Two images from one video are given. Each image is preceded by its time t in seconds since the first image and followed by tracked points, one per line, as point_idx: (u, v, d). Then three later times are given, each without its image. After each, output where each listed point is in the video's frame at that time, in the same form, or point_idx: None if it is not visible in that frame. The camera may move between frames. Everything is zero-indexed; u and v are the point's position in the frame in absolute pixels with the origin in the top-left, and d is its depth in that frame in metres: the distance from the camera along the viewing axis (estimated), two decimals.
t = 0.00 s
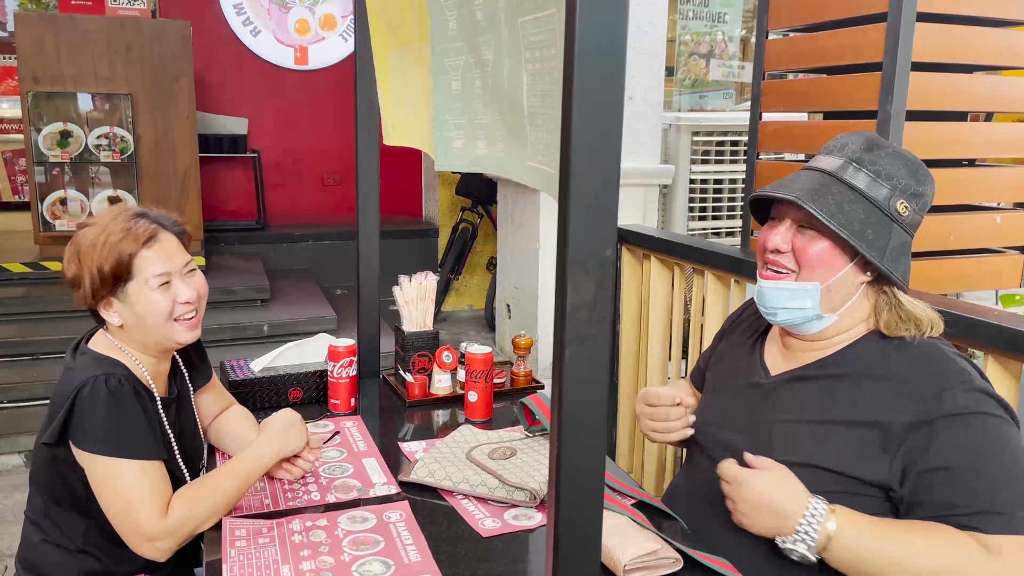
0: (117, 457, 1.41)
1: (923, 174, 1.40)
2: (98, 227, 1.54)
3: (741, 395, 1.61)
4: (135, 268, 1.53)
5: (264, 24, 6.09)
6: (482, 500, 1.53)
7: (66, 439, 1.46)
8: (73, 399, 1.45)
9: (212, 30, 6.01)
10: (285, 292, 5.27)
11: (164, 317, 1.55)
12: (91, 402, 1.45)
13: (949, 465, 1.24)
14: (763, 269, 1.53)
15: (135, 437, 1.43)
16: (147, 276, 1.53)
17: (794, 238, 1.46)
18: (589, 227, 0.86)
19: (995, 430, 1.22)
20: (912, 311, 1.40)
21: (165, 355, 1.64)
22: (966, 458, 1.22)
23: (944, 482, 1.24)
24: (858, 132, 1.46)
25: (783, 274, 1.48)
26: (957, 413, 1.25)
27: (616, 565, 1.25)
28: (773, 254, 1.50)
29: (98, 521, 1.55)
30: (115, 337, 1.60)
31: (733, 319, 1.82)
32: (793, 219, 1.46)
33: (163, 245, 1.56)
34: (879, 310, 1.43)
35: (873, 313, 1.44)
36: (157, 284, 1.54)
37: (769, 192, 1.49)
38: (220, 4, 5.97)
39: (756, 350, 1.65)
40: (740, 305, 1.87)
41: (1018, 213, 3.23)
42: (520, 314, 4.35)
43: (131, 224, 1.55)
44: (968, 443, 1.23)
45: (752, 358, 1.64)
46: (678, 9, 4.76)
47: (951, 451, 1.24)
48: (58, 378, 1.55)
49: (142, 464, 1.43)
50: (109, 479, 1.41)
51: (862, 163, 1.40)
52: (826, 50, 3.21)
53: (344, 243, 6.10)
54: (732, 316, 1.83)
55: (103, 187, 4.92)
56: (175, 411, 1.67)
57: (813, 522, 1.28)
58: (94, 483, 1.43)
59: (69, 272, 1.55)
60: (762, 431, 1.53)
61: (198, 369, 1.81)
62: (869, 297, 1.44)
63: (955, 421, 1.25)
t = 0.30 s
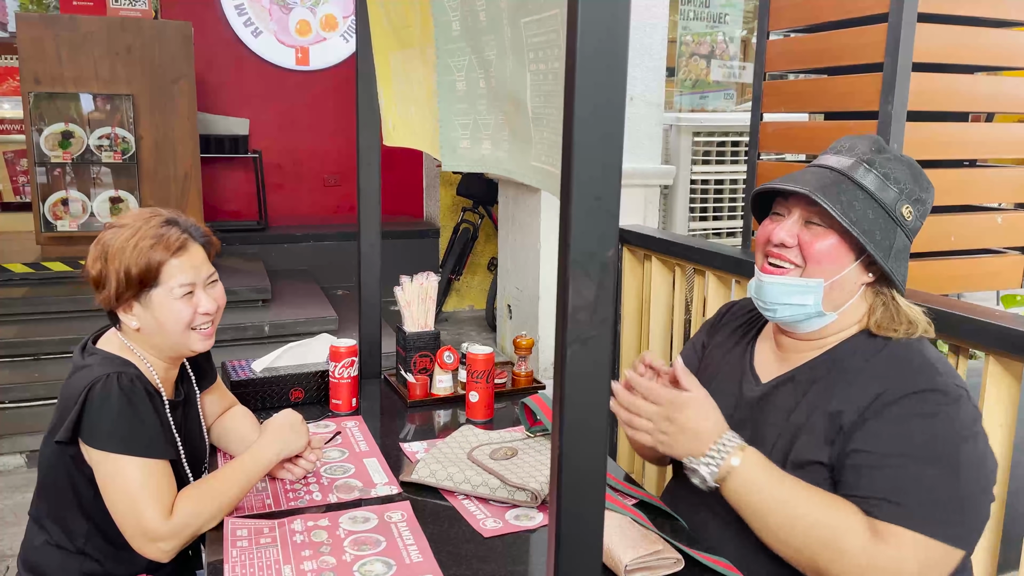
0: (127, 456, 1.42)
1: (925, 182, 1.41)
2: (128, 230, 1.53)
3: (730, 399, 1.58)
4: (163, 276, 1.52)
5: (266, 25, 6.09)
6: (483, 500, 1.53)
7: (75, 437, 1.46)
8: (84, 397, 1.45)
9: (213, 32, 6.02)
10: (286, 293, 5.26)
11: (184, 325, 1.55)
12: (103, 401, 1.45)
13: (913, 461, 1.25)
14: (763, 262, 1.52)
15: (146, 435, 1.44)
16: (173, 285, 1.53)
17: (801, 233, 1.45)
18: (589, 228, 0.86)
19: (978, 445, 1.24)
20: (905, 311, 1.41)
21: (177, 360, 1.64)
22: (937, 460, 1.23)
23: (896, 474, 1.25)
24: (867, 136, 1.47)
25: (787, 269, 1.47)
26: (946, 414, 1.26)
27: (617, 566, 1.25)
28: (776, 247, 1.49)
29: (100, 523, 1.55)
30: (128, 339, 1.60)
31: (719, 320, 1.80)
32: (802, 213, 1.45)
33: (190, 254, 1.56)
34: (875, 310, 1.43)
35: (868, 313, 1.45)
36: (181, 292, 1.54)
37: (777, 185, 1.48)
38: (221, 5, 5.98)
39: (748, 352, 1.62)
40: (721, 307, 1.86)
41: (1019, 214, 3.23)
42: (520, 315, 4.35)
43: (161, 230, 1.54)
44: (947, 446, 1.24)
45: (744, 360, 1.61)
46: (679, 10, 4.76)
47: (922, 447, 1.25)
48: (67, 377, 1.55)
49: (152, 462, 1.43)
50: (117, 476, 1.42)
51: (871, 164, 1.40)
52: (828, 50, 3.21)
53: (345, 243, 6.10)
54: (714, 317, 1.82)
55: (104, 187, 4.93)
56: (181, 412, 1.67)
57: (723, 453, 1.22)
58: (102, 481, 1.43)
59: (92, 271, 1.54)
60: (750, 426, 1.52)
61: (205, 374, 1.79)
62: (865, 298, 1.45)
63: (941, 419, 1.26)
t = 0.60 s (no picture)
0: (130, 455, 1.42)
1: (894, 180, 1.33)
2: (132, 231, 1.53)
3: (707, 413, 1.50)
4: (168, 277, 1.52)
5: (266, 25, 6.09)
6: (483, 500, 1.53)
7: (79, 436, 1.46)
8: (87, 396, 1.45)
9: (214, 32, 6.02)
10: (287, 293, 5.26)
11: (189, 326, 1.55)
12: (107, 400, 1.45)
13: (870, 474, 1.18)
14: (731, 270, 1.43)
15: (150, 434, 1.44)
16: (178, 287, 1.53)
17: (768, 238, 1.36)
18: (590, 228, 0.86)
19: (940, 454, 1.18)
20: (873, 315, 1.34)
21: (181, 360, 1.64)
22: (894, 472, 1.17)
23: (852, 488, 1.19)
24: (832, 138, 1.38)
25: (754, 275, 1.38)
26: (902, 424, 1.20)
27: (618, 566, 1.25)
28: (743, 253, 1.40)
29: (102, 523, 1.55)
30: (132, 339, 1.60)
31: (698, 324, 1.70)
32: (768, 218, 1.35)
33: (195, 255, 1.56)
34: (846, 316, 1.35)
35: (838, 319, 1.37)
36: (186, 294, 1.53)
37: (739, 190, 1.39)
38: (222, 5, 5.98)
39: (722, 364, 1.53)
40: (700, 307, 1.77)
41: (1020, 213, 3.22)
42: (521, 314, 4.35)
43: (166, 231, 1.54)
44: (906, 458, 1.17)
45: (720, 373, 1.52)
46: (680, 10, 4.76)
47: (880, 460, 1.18)
48: (71, 375, 1.55)
49: (156, 462, 1.43)
50: (121, 475, 1.42)
51: (835, 166, 1.31)
52: (829, 50, 3.21)
53: (346, 243, 6.10)
54: (692, 319, 1.73)
55: (105, 187, 4.93)
56: (185, 413, 1.67)
57: (650, 496, 1.33)
58: (105, 481, 1.43)
59: (95, 272, 1.54)
60: (721, 437, 1.46)
61: (208, 373, 1.79)
62: (835, 303, 1.37)
63: (898, 430, 1.19)
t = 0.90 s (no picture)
0: (128, 455, 1.42)
1: (870, 175, 1.34)
2: (125, 230, 1.53)
3: (706, 419, 1.51)
4: (162, 277, 1.52)
5: (267, 24, 6.09)
6: (484, 499, 1.54)
7: (76, 436, 1.46)
8: (83, 396, 1.45)
9: (215, 31, 6.03)
10: (288, 292, 5.27)
11: (183, 324, 1.55)
12: (103, 400, 1.45)
13: (876, 480, 1.18)
14: (722, 286, 1.44)
15: (148, 434, 1.44)
16: (172, 286, 1.53)
17: (753, 253, 1.37)
18: (589, 228, 0.86)
19: (943, 456, 1.18)
20: (867, 314, 1.34)
21: (175, 358, 1.64)
22: (900, 477, 1.17)
23: (860, 495, 1.19)
24: (803, 139, 1.39)
25: (744, 290, 1.39)
26: (904, 429, 1.20)
27: (619, 566, 1.26)
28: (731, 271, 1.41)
29: (102, 522, 1.55)
30: (125, 336, 1.60)
31: (696, 328, 1.71)
32: (751, 235, 1.37)
33: (189, 254, 1.56)
34: (841, 318, 1.36)
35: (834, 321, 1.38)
36: (179, 293, 1.54)
37: (718, 207, 1.39)
38: (222, 4, 5.99)
39: (721, 370, 1.53)
40: (698, 310, 1.77)
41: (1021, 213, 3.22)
42: (522, 313, 4.35)
43: (159, 231, 1.54)
44: (910, 462, 1.17)
45: (719, 378, 1.52)
46: (681, 9, 4.75)
47: (885, 466, 1.18)
48: (68, 375, 1.55)
49: (154, 461, 1.43)
50: (118, 475, 1.42)
51: (811, 171, 1.32)
52: (829, 49, 3.21)
53: (348, 243, 6.10)
54: (689, 321, 1.73)
55: (106, 186, 4.92)
56: (181, 410, 1.67)
57: (657, 500, 1.32)
58: (103, 481, 1.43)
59: (89, 271, 1.54)
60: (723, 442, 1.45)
61: (204, 370, 1.78)
62: (830, 305, 1.37)
63: (901, 435, 1.19)
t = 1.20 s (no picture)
0: (120, 451, 1.42)
1: (889, 176, 1.33)
2: (102, 219, 1.54)
3: (709, 416, 1.51)
4: (138, 261, 1.52)
5: (268, 22, 6.09)
6: (486, 497, 1.54)
7: (68, 432, 1.46)
8: (74, 393, 1.45)
9: (217, 29, 6.03)
10: (289, 290, 5.27)
11: (167, 310, 1.54)
12: (93, 397, 1.44)
13: (879, 477, 1.18)
14: (736, 283, 1.44)
15: (139, 428, 1.44)
16: (148, 269, 1.53)
17: (772, 253, 1.37)
18: (591, 225, 0.86)
19: (947, 455, 1.17)
20: (879, 314, 1.33)
21: (166, 350, 1.63)
22: (904, 475, 1.17)
23: (863, 492, 1.18)
24: (821, 136, 1.37)
25: (761, 289, 1.39)
26: (908, 426, 1.19)
27: (620, 563, 1.26)
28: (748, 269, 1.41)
29: (101, 519, 1.55)
30: (115, 330, 1.59)
31: (699, 324, 1.70)
32: (770, 233, 1.36)
33: (164, 238, 1.56)
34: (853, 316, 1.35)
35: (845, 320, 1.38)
36: (158, 277, 1.53)
37: (735, 206, 1.39)
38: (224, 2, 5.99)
39: (724, 366, 1.53)
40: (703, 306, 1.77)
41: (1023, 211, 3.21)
42: (523, 312, 4.35)
43: (135, 218, 1.54)
44: (914, 460, 1.17)
45: (723, 374, 1.52)
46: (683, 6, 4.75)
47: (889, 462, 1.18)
48: (60, 372, 1.55)
49: (146, 456, 1.43)
50: (111, 471, 1.42)
51: (832, 171, 1.31)
52: (831, 47, 3.21)
53: (349, 240, 6.10)
54: (692, 317, 1.73)
55: (107, 184, 4.94)
56: (178, 405, 1.67)
57: (655, 502, 1.32)
58: (97, 476, 1.44)
59: (70, 264, 1.54)
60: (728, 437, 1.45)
61: (199, 363, 1.79)
62: (842, 304, 1.37)
63: (905, 433, 1.19)
